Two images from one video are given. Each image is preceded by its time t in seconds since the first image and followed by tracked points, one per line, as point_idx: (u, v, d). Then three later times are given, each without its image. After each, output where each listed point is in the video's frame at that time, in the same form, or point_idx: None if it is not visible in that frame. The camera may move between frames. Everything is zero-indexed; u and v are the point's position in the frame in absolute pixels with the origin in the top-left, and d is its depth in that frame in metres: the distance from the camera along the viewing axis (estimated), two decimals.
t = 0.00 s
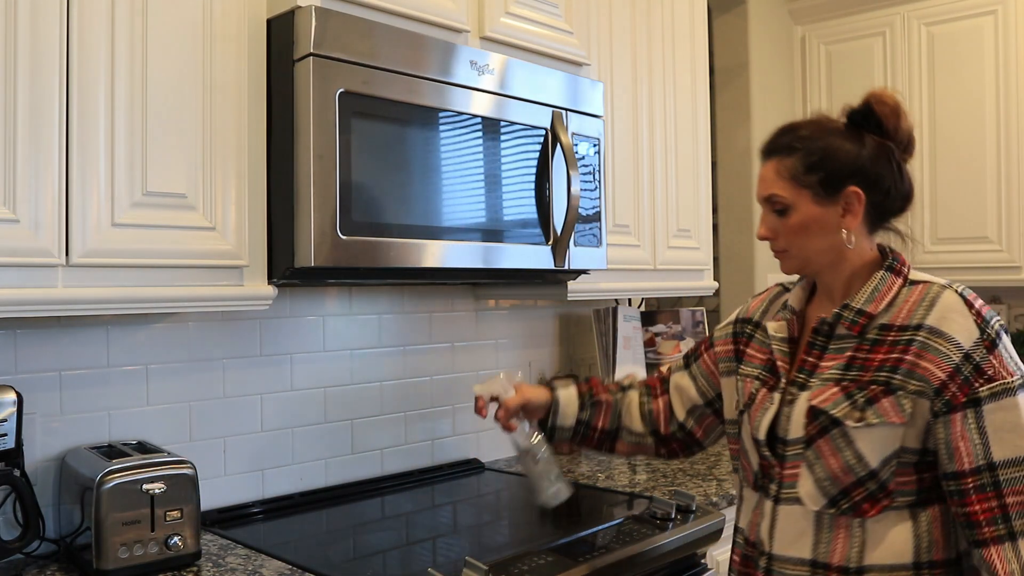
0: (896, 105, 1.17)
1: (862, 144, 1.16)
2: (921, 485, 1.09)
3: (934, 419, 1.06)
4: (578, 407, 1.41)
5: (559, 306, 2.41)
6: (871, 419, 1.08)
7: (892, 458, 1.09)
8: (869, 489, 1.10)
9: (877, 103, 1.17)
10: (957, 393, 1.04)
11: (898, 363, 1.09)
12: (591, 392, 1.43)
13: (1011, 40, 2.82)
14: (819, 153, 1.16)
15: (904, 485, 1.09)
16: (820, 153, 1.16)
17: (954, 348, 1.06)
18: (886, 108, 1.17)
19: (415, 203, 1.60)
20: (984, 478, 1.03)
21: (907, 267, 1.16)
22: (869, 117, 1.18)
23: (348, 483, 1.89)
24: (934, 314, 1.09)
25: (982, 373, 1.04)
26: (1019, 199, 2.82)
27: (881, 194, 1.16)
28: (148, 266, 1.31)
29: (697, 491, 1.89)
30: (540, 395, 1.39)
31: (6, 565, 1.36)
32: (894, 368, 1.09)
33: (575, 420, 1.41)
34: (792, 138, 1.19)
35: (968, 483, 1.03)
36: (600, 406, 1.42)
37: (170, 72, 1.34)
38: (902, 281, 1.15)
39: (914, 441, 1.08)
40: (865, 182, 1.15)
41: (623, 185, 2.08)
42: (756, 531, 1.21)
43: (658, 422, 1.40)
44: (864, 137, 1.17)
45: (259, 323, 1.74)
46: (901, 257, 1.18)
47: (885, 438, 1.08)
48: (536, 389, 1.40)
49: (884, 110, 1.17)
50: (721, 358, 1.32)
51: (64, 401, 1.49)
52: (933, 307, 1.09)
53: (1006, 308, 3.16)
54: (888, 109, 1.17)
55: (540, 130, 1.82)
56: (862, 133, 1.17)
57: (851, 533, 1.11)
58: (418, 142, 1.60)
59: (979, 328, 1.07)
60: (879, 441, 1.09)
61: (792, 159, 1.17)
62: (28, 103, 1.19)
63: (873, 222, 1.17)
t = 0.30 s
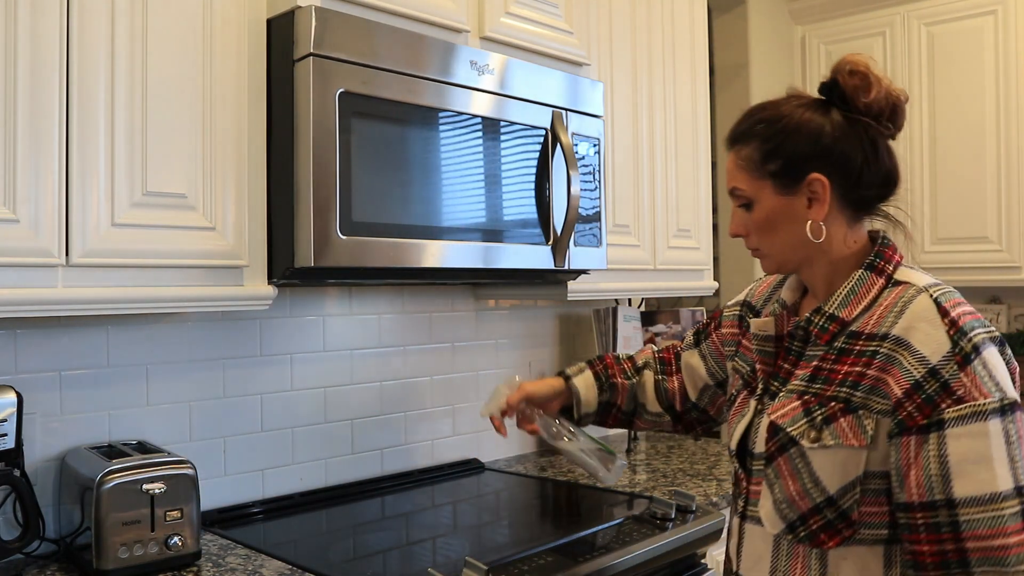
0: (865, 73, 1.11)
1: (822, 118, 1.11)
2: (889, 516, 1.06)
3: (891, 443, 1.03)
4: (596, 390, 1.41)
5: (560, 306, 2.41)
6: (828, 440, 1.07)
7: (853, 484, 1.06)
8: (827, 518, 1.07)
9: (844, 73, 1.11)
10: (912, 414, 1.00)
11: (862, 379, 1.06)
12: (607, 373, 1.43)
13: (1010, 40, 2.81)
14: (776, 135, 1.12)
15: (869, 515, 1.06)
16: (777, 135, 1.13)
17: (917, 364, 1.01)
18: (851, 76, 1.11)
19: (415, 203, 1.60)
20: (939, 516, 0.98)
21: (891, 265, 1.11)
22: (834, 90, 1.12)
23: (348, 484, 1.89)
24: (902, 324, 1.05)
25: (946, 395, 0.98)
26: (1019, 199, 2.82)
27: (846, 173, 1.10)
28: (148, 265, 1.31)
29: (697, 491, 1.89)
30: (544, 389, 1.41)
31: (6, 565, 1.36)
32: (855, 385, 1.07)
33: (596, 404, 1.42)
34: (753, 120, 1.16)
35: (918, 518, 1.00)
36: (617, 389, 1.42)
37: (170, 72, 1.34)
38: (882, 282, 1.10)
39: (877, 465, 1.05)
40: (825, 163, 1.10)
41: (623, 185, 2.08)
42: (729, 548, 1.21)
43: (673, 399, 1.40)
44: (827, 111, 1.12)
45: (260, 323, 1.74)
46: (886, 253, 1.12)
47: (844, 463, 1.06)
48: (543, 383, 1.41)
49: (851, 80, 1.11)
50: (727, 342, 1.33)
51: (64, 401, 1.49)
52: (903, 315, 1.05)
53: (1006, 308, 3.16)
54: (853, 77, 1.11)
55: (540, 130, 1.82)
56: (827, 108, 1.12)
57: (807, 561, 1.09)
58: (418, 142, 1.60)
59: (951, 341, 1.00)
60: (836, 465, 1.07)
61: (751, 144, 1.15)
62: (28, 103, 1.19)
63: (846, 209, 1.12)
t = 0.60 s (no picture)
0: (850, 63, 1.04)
1: (805, 111, 1.04)
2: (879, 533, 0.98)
3: (873, 461, 0.96)
4: (574, 392, 1.35)
5: (560, 306, 2.41)
6: (810, 455, 0.99)
7: (838, 501, 0.99)
8: (813, 534, 1.01)
9: (827, 63, 1.05)
10: (893, 433, 0.93)
11: (846, 392, 0.99)
12: (584, 374, 1.37)
13: (1010, 40, 2.81)
14: (756, 131, 1.06)
15: (856, 532, 0.99)
16: (757, 131, 1.06)
17: (900, 380, 0.94)
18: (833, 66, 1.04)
19: (414, 203, 1.60)
20: (920, 538, 0.92)
21: (882, 269, 1.04)
22: (817, 82, 1.05)
23: (348, 484, 1.89)
24: (887, 335, 0.97)
25: (928, 414, 0.92)
26: (1019, 198, 2.82)
27: (829, 171, 1.02)
28: (148, 265, 1.31)
29: (697, 491, 1.89)
30: (519, 387, 1.35)
31: (5, 565, 1.36)
32: (840, 398, 0.99)
33: (576, 407, 1.36)
34: (734, 114, 1.10)
35: (898, 540, 0.93)
36: (596, 390, 1.36)
37: (171, 72, 1.34)
38: (871, 287, 1.03)
39: (863, 481, 0.98)
40: (806, 161, 1.03)
41: (623, 185, 2.08)
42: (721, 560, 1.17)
43: (657, 400, 1.33)
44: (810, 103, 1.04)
45: (260, 323, 1.74)
46: (877, 255, 1.05)
47: (828, 478, 0.99)
48: (518, 381, 1.36)
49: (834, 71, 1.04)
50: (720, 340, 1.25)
51: (64, 401, 1.49)
52: (888, 325, 0.98)
53: (1006, 308, 3.15)
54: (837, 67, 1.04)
55: (540, 130, 1.82)
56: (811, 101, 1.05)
57: None
58: (418, 142, 1.60)
59: (937, 356, 0.93)
60: (820, 481, 0.99)
61: (732, 142, 1.09)
62: (28, 103, 1.19)
63: (831, 211, 1.05)
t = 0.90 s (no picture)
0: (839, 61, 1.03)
1: (791, 108, 1.02)
2: (875, 538, 0.97)
3: (872, 473, 0.94)
4: (578, 372, 1.35)
5: (560, 306, 2.41)
6: (803, 464, 0.98)
7: (832, 509, 0.98)
8: (807, 541, 0.99)
9: (816, 61, 1.03)
10: (895, 445, 0.91)
11: (838, 400, 0.97)
12: (588, 355, 1.37)
13: (1010, 40, 2.81)
14: (742, 132, 1.05)
15: (852, 539, 0.98)
16: (743, 132, 1.05)
17: (895, 390, 0.93)
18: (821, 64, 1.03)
19: (414, 203, 1.60)
20: (932, 553, 0.90)
21: (875, 273, 1.03)
22: (803, 82, 1.03)
23: (348, 483, 1.89)
24: (881, 343, 0.96)
25: (929, 423, 0.90)
26: (1019, 198, 2.82)
27: (814, 172, 1.01)
28: (148, 265, 1.31)
29: (697, 491, 1.89)
30: (527, 362, 1.36)
31: (5, 565, 1.36)
32: (832, 407, 0.98)
33: (579, 386, 1.35)
34: (722, 115, 1.09)
35: (909, 555, 0.91)
36: (598, 370, 1.35)
37: (171, 71, 1.34)
38: (865, 292, 1.02)
39: (858, 488, 0.97)
40: (791, 163, 1.02)
41: (623, 185, 2.08)
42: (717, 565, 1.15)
43: (658, 387, 1.32)
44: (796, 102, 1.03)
45: (260, 323, 1.74)
46: (871, 258, 1.03)
47: (822, 486, 0.98)
48: (526, 357, 1.37)
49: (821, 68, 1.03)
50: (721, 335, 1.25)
51: (64, 401, 1.49)
52: (881, 333, 0.96)
53: (1006, 308, 3.15)
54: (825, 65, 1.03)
55: (540, 130, 1.82)
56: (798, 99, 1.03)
57: None
58: (418, 142, 1.60)
59: (933, 364, 0.92)
60: (814, 489, 0.98)
61: (719, 143, 1.08)
62: (28, 103, 1.19)
63: (820, 214, 1.03)
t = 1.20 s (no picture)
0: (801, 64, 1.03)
1: (758, 113, 1.03)
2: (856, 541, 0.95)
3: (844, 478, 0.93)
4: (679, 378, 1.31)
5: (559, 306, 2.41)
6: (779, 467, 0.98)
7: (812, 511, 0.97)
8: (789, 542, 0.99)
9: (780, 64, 1.04)
10: (860, 451, 0.91)
11: (811, 405, 0.97)
12: (688, 359, 1.32)
13: (1010, 40, 2.80)
14: (714, 140, 1.06)
15: (832, 540, 0.97)
16: (715, 141, 1.06)
17: (863, 396, 0.92)
18: (784, 68, 1.03)
19: (415, 203, 1.60)
20: (893, 557, 0.90)
21: (855, 276, 1.01)
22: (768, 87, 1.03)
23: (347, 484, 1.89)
24: (851, 348, 0.95)
25: (894, 430, 0.90)
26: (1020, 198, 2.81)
27: (782, 176, 1.01)
28: (149, 265, 1.31)
29: (697, 491, 1.89)
30: (626, 375, 1.32)
31: (6, 565, 1.36)
32: (806, 411, 0.97)
33: (683, 392, 1.31)
34: (698, 124, 1.10)
35: (872, 558, 0.92)
36: (699, 374, 1.30)
37: (171, 71, 1.34)
38: (843, 296, 1.00)
39: (837, 490, 0.95)
40: (760, 171, 1.02)
41: (623, 186, 2.08)
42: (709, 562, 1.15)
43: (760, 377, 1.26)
44: (762, 107, 1.03)
45: (260, 323, 1.74)
46: (851, 261, 1.01)
47: (800, 489, 0.97)
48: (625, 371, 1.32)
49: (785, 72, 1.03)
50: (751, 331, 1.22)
51: (64, 401, 1.49)
52: (854, 337, 0.95)
53: (1007, 308, 3.15)
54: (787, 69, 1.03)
55: (540, 130, 1.82)
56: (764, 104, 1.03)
57: None
58: (418, 142, 1.60)
59: (900, 371, 0.91)
60: (791, 492, 0.97)
61: (695, 153, 1.09)
62: (28, 103, 1.19)
63: (795, 217, 1.03)
